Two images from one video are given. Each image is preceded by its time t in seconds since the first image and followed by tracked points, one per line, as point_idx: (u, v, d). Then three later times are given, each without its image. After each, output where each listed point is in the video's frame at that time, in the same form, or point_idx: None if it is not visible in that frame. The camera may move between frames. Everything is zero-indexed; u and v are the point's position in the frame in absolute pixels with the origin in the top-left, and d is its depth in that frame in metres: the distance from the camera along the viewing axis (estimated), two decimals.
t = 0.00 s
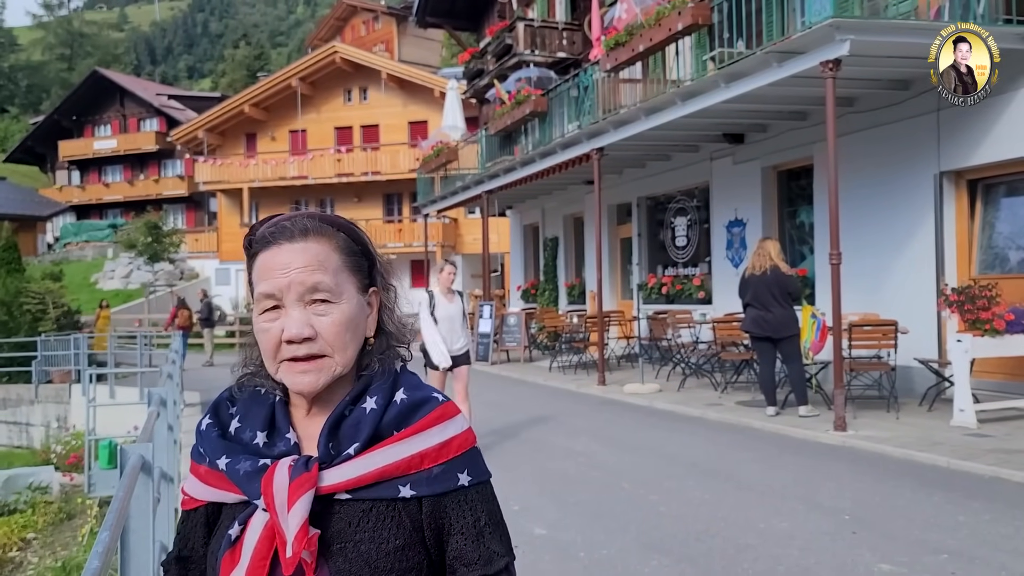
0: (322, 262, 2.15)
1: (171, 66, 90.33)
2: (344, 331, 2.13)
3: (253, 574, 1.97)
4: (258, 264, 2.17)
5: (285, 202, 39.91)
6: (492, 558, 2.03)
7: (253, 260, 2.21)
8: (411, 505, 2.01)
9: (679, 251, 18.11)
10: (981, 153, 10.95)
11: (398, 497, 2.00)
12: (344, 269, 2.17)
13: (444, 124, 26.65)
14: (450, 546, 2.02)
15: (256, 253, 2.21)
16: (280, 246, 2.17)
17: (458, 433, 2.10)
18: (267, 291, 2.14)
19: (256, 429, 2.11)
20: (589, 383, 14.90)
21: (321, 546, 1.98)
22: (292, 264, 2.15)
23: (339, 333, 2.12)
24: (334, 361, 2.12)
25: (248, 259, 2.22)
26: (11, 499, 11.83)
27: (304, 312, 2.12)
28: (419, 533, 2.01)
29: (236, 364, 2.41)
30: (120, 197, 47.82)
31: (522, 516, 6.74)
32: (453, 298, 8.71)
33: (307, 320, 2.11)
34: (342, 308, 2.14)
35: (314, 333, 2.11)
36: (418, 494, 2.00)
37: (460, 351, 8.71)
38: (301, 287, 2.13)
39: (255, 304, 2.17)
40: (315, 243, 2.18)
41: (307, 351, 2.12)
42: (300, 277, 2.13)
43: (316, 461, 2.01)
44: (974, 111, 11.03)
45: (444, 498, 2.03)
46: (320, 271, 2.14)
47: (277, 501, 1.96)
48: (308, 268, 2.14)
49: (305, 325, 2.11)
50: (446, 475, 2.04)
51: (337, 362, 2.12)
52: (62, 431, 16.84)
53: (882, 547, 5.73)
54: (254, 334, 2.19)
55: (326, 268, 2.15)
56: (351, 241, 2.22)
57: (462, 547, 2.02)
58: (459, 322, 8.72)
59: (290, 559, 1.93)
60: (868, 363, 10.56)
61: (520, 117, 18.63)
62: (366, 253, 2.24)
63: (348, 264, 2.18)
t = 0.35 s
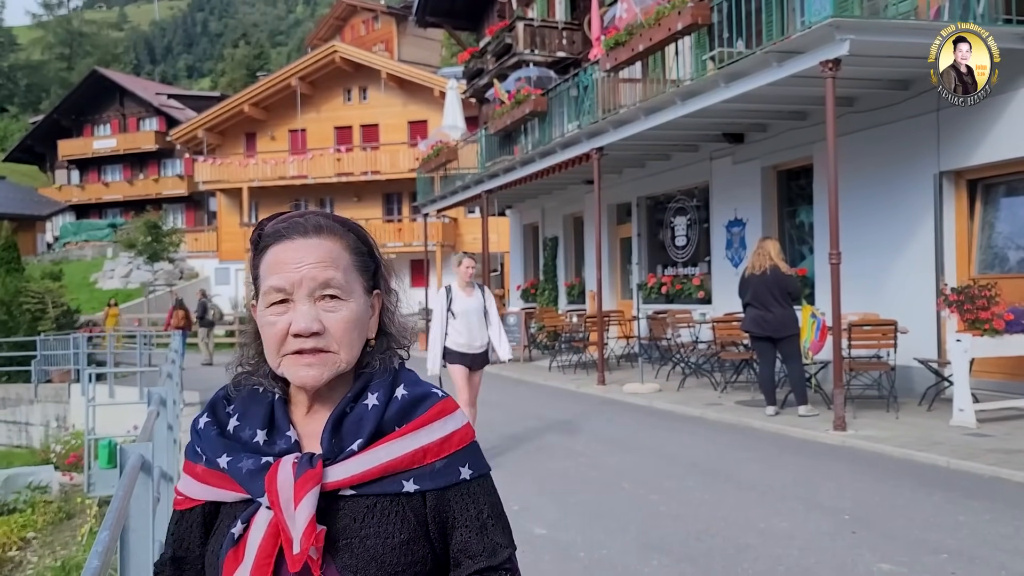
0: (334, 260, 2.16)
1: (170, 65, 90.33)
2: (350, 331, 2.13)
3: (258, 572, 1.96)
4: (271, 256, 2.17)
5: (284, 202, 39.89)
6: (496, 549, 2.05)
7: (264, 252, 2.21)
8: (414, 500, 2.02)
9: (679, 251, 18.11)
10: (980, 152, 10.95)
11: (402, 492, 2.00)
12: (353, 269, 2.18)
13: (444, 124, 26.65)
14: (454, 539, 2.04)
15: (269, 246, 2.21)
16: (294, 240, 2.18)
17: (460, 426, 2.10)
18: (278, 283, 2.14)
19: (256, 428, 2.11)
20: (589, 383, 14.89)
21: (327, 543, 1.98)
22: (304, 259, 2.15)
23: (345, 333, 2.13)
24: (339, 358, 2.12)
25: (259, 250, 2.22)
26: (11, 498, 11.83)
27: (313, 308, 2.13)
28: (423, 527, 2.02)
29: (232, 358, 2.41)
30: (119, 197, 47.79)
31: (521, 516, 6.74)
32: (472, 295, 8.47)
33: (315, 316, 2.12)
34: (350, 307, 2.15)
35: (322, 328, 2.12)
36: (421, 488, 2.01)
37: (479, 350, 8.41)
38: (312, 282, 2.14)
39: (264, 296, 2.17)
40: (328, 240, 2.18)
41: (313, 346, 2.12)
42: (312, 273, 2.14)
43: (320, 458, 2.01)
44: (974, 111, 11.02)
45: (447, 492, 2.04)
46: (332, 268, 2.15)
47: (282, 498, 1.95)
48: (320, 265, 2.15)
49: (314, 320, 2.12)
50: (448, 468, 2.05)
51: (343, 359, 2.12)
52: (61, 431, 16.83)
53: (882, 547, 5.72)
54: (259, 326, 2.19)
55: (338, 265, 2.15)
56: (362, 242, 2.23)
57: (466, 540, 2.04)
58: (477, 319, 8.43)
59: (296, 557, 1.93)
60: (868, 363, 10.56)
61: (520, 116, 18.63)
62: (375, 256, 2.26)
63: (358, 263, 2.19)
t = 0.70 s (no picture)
0: (348, 258, 2.17)
1: (170, 65, 90.36)
2: (344, 332, 2.13)
3: (257, 571, 1.96)
4: (289, 243, 2.19)
5: (285, 202, 39.90)
6: (494, 545, 2.06)
7: (287, 239, 2.23)
8: (413, 496, 2.02)
9: (679, 251, 18.12)
10: (981, 152, 10.95)
11: (401, 488, 2.01)
12: (366, 273, 2.18)
13: (444, 124, 26.66)
14: (453, 534, 2.05)
15: (292, 233, 2.23)
16: (317, 232, 2.20)
17: (458, 424, 2.11)
18: (289, 269, 2.15)
19: (254, 426, 2.10)
20: (589, 384, 14.86)
21: (328, 539, 1.98)
22: (320, 251, 2.17)
23: (339, 332, 2.12)
24: (327, 353, 2.12)
25: (282, 236, 2.24)
26: (11, 498, 11.82)
27: (315, 300, 2.13)
28: (422, 522, 2.03)
29: (235, 350, 2.41)
30: (120, 196, 47.79)
31: (522, 516, 6.74)
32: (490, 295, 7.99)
33: (314, 308, 2.12)
34: (351, 308, 2.14)
35: (317, 322, 2.12)
36: (420, 484, 2.02)
37: (496, 353, 7.97)
38: (321, 275, 2.14)
39: (274, 279, 2.18)
40: (348, 240, 2.20)
41: (303, 337, 2.11)
42: (323, 266, 2.15)
43: (319, 454, 2.01)
44: (974, 111, 11.03)
45: (445, 487, 2.05)
46: (344, 265, 2.16)
47: (281, 496, 1.95)
48: (333, 260, 2.16)
49: (312, 311, 2.12)
50: (447, 465, 2.05)
51: (329, 356, 2.11)
52: (62, 431, 16.82)
53: (883, 547, 5.72)
54: (262, 311, 2.20)
55: (350, 265, 2.16)
56: (382, 252, 2.25)
57: (465, 536, 2.05)
58: (495, 321, 7.96)
59: (298, 553, 1.93)
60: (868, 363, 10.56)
61: (520, 116, 18.63)
62: (390, 268, 2.27)
63: (370, 268, 2.20)
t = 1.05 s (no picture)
0: (358, 260, 2.17)
1: (171, 65, 90.45)
2: (352, 334, 2.13)
3: (256, 570, 1.96)
4: (298, 245, 2.19)
5: (285, 202, 39.92)
6: (496, 548, 2.06)
7: (297, 239, 2.23)
8: (414, 497, 2.02)
9: (679, 251, 18.13)
10: (981, 153, 10.95)
11: (403, 489, 2.01)
12: (374, 276, 2.19)
13: (444, 124, 26.67)
14: (454, 537, 2.05)
15: (302, 234, 2.23)
16: (328, 233, 2.20)
17: (461, 428, 2.11)
18: (300, 268, 2.15)
19: (257, 425, 2.10)
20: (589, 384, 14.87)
21: (328, 538, 1.97)
22: (332, 253, 2.17)
23: (347, 334, 2.13)
24: (333, 356, 2.12)
25: (292, 236, 2.24)
26: (12, 498, 11.84)
27: (324, 301, 2.13)
28: (423, 524, 2.02)
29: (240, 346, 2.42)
30: (120, 196, 47.79)
31: (523, 516, 6.74)
32: (514, 297, 7.42)
33: (323, 310, 2.12)
34: (359, 311, 2.14)
35: (325, 324, 2.12)
36: (421, 486, 2.02)
37: (522, 359, 7.43)
38: (331, 277, 2.14)
39: (283, 279, 2.18)
40: (359, 242, 2.20)
41: (311, 339, 2.11)
42: (334, 268, 2.15)
43: (321, 453, 2.00)
44: (974, 111, 11.03)
45: (446, 490, 2.05)
46: (353, 268, 2.16)
47: (282, 494, 1.95)
48: (343, 262, 2.16)
49: (320, 312, 2.12)
50: (448, 467, 2.05)
51: (336, 358, 2.11)
52: (62, 431, 16.83)
53: (883, 547, 5.72)
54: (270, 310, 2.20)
55: (360, 268, 2.16)
56: (390, 254, 2.25)
57: (467, 537, 2.05)
58: (519, 326, 7.39)
59: (296, 552, 1.93)
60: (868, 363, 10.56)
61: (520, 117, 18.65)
62: (397, 271, 2.26)
63: (379, 271, 2.20)
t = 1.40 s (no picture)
0: (358, 258, 2.17)
1: (171, 65, 90.49)
2: (359, 332, 2.13)
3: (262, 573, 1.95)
4: (295, 246, 2.19)
5: (286, 202, 39.94)
6: (506, 543, 2.12)
7: (291, 240, 2.22)
8: (418, 498, 2.04)
9: (680, 251, 18.14)
10: (982, 153, 10.94)
11: (406, 489, 2.02)
12: (374, 271, 2.19)
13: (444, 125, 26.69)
14: (461, 536, 2.09)
15: (298, 233, 2.22)
16: (324, 233, 2.19)
17: (463, 427, 2.12)
18: (301, 269, 2.14)
19: (259, 427, 2.08)
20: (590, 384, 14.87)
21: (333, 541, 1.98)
22: (331, 252, 2.16)
23: (354, 332, 2.13)
24: (342, 355, 2.12)
25: (285, 239, 2.23)
26: (13, 499, 11.85)
27: (328, 301, 2.13)
28: (427, 524, 2.05)
29: (236, 353, 2.40)
30: (121, 197, 47.82)
31: (524, 516, 6.74)
32: (545, 291, 7.11)
33: (328, 309, 2.12)
34: (364, 308, 2.14)
35: (332, 323, 2.12)
36: (425, 486, 2.04)
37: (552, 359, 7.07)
38: (333, 276, 2.14)
39: (284, 281, 2.17)
40: (356, 239, 2.20)
41: (318, 339, 2.11)
42: (335, 267, 2.14)
43: (325, 454, 2.00)
44: (974, 111, 11.04)
45: (451, 490, 2.08)
46: (355, 266, 2.15)
47: (286, 496, 1.94)
48: (344, 260, 2.16)
49: (327, 312, 2.12)
50: (451, 468, 2.07)
51: (345, 358, 2.12)
52: (63, 431, 16.84)
53: (885, 547, 5.73)
54: (271, 313, 2.19)
55: (361, 265, 2.16)
56: (388, 249, 2.25)
57: (477, 534, 2.09)
58: (552, 321, 7.07)
59: (302, 553, 1.93)
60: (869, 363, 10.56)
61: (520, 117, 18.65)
62: (394, 265, 2.27)
63: (378, 266, 2.20)
